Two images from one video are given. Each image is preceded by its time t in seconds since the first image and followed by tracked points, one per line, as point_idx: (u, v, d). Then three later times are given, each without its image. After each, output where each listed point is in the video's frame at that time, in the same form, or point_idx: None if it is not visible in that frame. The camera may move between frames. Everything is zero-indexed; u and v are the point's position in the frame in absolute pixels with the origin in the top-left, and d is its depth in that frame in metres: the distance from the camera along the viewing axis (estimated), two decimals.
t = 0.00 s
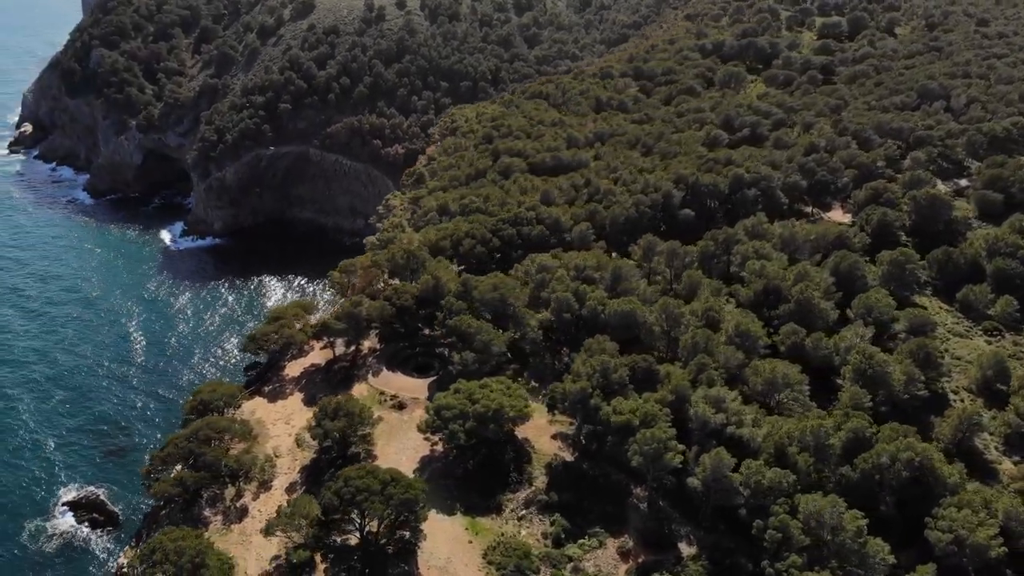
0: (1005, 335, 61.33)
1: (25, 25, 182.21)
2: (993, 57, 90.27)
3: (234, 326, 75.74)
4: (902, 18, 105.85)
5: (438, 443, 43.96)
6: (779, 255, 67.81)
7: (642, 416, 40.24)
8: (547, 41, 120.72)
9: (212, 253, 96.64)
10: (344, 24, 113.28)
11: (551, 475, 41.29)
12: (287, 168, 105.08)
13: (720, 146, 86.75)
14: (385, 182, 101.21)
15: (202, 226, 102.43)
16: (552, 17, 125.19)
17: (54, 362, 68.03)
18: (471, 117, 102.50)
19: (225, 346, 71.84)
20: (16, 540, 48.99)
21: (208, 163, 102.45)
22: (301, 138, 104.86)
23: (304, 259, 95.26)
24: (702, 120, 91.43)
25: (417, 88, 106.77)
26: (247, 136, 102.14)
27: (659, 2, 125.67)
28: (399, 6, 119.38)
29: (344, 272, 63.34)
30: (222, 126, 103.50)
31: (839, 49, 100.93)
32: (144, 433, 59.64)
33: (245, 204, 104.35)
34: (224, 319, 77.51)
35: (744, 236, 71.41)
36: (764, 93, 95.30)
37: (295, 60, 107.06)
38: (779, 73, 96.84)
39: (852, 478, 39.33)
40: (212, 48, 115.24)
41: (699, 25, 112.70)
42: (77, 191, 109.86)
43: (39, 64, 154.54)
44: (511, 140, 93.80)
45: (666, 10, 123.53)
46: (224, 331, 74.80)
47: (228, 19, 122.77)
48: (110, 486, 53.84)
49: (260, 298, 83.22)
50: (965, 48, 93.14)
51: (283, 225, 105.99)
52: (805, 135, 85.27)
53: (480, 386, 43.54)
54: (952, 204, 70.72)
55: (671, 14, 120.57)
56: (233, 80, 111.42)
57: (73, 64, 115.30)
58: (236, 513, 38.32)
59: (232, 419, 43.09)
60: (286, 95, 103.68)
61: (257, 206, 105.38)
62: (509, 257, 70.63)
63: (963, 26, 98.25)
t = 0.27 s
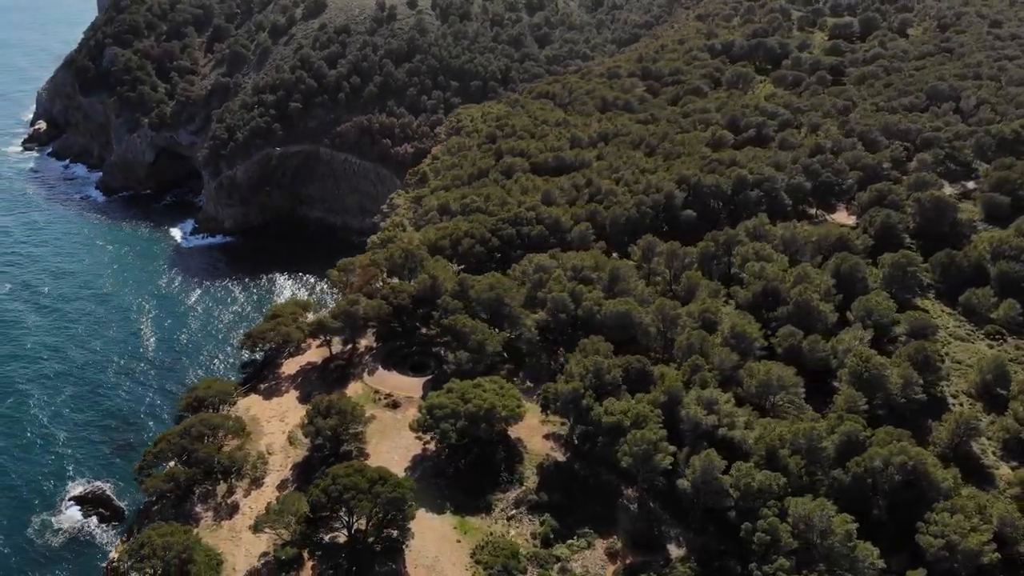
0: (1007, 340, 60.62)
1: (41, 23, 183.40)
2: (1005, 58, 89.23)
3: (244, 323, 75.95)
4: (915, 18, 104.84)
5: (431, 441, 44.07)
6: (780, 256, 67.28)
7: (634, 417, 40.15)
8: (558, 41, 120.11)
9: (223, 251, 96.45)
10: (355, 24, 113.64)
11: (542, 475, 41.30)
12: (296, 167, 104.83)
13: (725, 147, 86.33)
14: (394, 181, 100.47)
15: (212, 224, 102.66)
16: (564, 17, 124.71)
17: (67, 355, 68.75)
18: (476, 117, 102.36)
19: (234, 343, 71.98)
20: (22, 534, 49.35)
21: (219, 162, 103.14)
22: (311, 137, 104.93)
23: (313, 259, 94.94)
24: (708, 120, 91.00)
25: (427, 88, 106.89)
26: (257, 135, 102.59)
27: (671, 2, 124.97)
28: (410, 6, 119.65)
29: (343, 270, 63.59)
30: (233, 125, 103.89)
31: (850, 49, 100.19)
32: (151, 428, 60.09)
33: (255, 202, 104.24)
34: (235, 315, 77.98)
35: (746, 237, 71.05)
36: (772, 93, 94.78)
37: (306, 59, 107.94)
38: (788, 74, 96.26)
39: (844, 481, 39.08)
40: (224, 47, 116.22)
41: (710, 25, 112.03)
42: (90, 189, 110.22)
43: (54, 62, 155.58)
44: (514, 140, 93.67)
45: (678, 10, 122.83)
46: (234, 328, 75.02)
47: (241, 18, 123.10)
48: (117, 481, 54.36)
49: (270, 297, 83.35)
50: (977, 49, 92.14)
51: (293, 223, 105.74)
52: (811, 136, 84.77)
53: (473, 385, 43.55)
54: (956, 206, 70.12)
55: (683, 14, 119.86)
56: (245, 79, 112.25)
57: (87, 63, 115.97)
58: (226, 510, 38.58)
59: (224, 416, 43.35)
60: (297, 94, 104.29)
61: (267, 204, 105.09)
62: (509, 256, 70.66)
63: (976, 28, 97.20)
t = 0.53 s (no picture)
0: (1010, 344, 59.73)
1: (58, 21, 184.59)
2: (1020, 60, 88.14)
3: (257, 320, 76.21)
4: (930, 20, 103.83)
5: (423, 441, 44.16)
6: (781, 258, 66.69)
7: (625, 418, 40.05)
8: (571, 41, 119.46)
9: (236, 249, 96.88)
10: (368, 24, 113.94)
11: (532, 475, 41.30)
12: (308, 166, 105.22)
13: (731, 148, 85.80)
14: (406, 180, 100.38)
15: (225, 222, 103.23)
16: (578, 17, 124.22)
17: (82, 347, 69.40)
18: (483, 117, 102.10)
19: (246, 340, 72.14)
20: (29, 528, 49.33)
21: (232, 160, 103.60)
22: (323, 136, 105.08)
23: (325, 258, 95.31)
24: (715, 121, 90.42)
25: (439, 88, 106.93)
26: (270, 133, 102.63)
27: (685, 3, 124.30)
28: (423, 6, 119.86)
29: (343, 269, 63.85)
30: (245, 124, 104.09)
31: (863, 50, 99.39)
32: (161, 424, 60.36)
33: (268, 201, 104.59)
34: (247, 312, 78.27)
35: (748, 239, 70.60)
36: (781, 94, 94.20)
37: (320, 58, 107.68)
38: (799, 75, 95.61)
39: (836, 485, 38.84)
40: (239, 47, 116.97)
41: (723, 25, 111.33)
42: (105, 186, 110.35)
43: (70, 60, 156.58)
44: (519, 140, 93.50)
45: (693, 10, 122.11)
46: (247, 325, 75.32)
47: (256, 17, 123.82)
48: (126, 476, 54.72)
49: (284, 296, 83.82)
50: (992, 50, 91.05)
51: (305, 222, 106.12)
52: (818, 137, 84.13)
53: (465, 385, 43.65)
54: (963, 209, 69.35)
55: (697, 15, 119.12)
56: (259, 78, 112.88)
57: (104, 61, 116.32)
58: (217, 506, 38.85)
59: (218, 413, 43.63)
60: (310, 93, 104.34)
61: (279, 202, 105.39)
62: (510, 256, 70.74)
63: (992, 29, 96.08)
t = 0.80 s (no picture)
0: (1014, 350, 58.76)
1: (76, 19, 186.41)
2: None
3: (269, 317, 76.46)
4: (945, 21, 102.89)
5: (415, 440, 44.24)
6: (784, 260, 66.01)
7: (615, 420, 39.95)
8: (585, 42, 118.57)
9: (249, 248, 96.67)
10: (382, 23, 114.27)
11: (523, 475, 41.27)
12: (321, 165, 104.37)
13: (738, 149, 85.27)
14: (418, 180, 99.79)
15: (238, 220, 103.49)
16: (592, 17, 123.70)
17: (97, 342, 69.93)
18: (489, 116, 101.77)
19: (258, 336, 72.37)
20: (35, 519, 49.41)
21: (245, 159, 103.60)
22: (336, 136, 104.82)
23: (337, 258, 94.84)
24: (722, 122, 89.75)
25: (452, 87, 106.91)
26: (283, 132, 102.63)
27: (700, 3, 123.60)
28: (437, 6, 120.17)
29: (342, 267, 64.09)
30: (259, 122, 104.45)
31: (876, 52, 98.71)
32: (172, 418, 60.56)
33: (281, 199, 104.19)
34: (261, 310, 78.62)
35: (750, 240, 70.11)
36: (790, 95, 93.71)
37: (334, 58, 107.71)
38: (810, 76, 95.03)
39: (826, 489, 38.45)
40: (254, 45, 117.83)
41: (737, 26, 110.65)
42: (121, 183, 110.86)
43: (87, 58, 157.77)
44: (524, 140, 93.24)
45: (707, 11, 121.38)
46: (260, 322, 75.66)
47: (272, 16, 124.69)
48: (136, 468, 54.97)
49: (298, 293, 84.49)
50: (1007, 52, 90.04)
51: (318, 221, 105.58)
52: (826, 139, 83.47)
53: (458, 385, 43.70)
54: (970, 212, 68.64)
55: (712, 15, 118.39)
56: (272, 77, 113.31)
57: (120, 59, 117.16)
58: (208, 501, 39.14)
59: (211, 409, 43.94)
60: (323, 92, 104.13)
61: (292, 201, 104.85)
62: (511, 255, 70.96)
63: (1008, 31, 94.89)
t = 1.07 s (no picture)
0: (1017, 354, 58.27)
1: (92, 17, 187.31)
2: None
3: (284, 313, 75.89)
4: (960, 24, 102.50)
5: (407, 439, 44.33)
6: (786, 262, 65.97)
7: (605, 421, 39.90)
8: (599, 41, 117.36)
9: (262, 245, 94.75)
10: (397, 23, 114.77)
11: (514, 476, 41.28)
12: (334, 164, 102.97)
13: (744, 151, 84.74)
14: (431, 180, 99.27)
15: (250, 218, 101.32)
16: (607, 18, 123.14)
17: (112, 335, 69.41)
18: (497, 116, 101.52)
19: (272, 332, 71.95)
20: (44, 514, 48.25)
21: (257, 157, 101.23)
22: (348, 135, 103.72)
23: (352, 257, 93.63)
24: (731, 124, 88.86)
25: (465, 87, 106.13)
26: (297, 131, 101.14)
27: (716, 5, 123.11)
28: (452, 6, 121.04)
29: (342, 266, 64.29)
30: (272, 121, 102.57)
31: (890, 54, 98.05)
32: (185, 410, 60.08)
33: (293, 197, 102.19)
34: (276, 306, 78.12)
35: (752, 242, 69.50)
36: (800, 97, 93.14)
37: (348, 57, 106.68)
38: (822, 77, 94.38)
39: (817, 494, 37.90)
40: (269, 44, 116.09)
41: (751, 27, 110.04)
42: (136, 180, 109.75)
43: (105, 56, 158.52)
44: (529, 139, 92.82)
45: (723, 13, 120.79)
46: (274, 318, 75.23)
47: (288, 16, 125.47)
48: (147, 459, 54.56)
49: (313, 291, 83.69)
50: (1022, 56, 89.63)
51: (330, 220, 104.05)
52: (835, 141, 82.81)
53: (451, 384, 43.81)
54: (976, 215, 68.09)
55: (727, 17, 117.88)
56: (287, 76, 112.21)
57: (136, 57, 115.52)
58: (199, 497, 39.35)
59: (205, 405, 44.22)
60: (337, 91, 102.94)
61: (304, 199, 103.09)
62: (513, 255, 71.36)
63: None
